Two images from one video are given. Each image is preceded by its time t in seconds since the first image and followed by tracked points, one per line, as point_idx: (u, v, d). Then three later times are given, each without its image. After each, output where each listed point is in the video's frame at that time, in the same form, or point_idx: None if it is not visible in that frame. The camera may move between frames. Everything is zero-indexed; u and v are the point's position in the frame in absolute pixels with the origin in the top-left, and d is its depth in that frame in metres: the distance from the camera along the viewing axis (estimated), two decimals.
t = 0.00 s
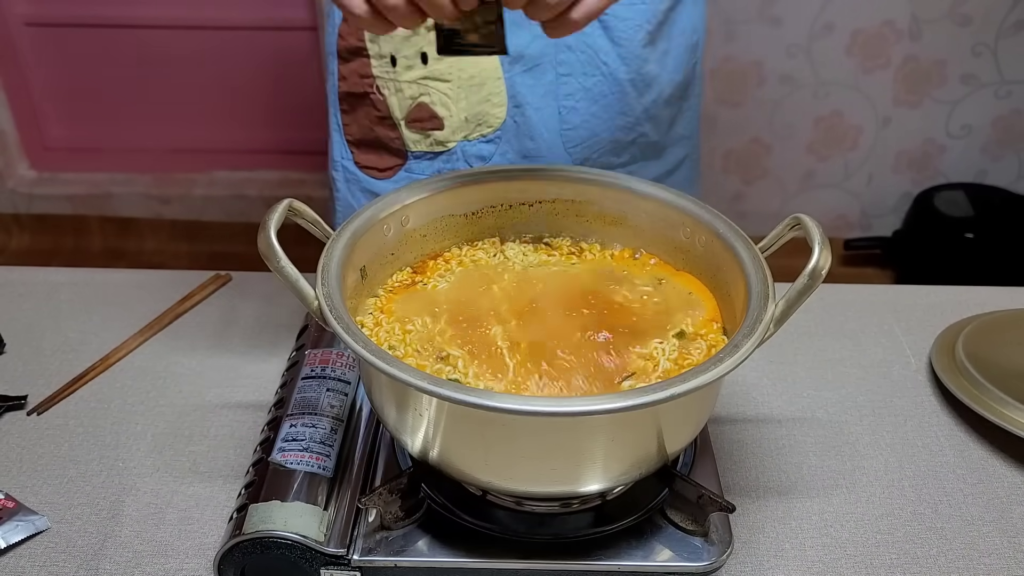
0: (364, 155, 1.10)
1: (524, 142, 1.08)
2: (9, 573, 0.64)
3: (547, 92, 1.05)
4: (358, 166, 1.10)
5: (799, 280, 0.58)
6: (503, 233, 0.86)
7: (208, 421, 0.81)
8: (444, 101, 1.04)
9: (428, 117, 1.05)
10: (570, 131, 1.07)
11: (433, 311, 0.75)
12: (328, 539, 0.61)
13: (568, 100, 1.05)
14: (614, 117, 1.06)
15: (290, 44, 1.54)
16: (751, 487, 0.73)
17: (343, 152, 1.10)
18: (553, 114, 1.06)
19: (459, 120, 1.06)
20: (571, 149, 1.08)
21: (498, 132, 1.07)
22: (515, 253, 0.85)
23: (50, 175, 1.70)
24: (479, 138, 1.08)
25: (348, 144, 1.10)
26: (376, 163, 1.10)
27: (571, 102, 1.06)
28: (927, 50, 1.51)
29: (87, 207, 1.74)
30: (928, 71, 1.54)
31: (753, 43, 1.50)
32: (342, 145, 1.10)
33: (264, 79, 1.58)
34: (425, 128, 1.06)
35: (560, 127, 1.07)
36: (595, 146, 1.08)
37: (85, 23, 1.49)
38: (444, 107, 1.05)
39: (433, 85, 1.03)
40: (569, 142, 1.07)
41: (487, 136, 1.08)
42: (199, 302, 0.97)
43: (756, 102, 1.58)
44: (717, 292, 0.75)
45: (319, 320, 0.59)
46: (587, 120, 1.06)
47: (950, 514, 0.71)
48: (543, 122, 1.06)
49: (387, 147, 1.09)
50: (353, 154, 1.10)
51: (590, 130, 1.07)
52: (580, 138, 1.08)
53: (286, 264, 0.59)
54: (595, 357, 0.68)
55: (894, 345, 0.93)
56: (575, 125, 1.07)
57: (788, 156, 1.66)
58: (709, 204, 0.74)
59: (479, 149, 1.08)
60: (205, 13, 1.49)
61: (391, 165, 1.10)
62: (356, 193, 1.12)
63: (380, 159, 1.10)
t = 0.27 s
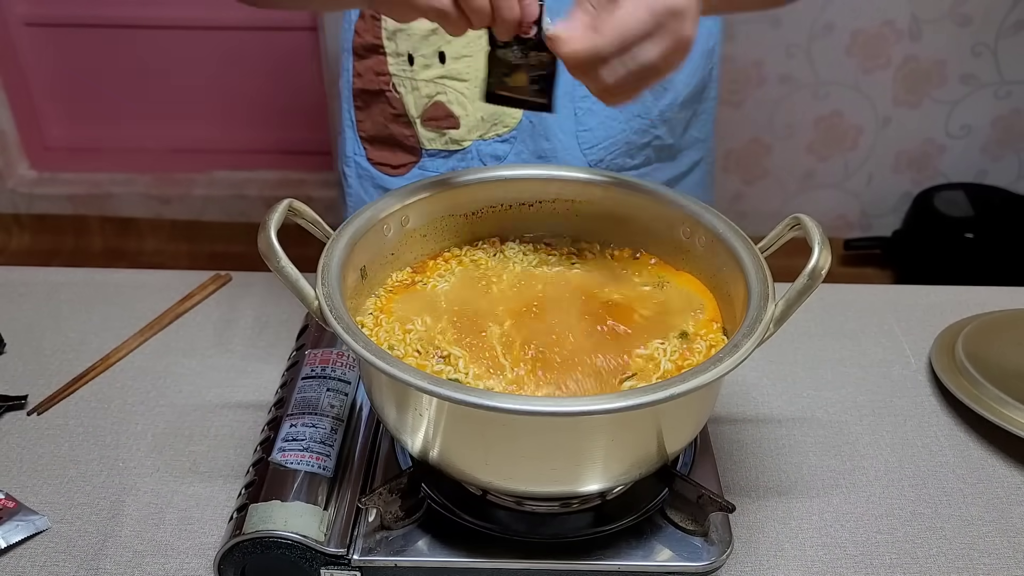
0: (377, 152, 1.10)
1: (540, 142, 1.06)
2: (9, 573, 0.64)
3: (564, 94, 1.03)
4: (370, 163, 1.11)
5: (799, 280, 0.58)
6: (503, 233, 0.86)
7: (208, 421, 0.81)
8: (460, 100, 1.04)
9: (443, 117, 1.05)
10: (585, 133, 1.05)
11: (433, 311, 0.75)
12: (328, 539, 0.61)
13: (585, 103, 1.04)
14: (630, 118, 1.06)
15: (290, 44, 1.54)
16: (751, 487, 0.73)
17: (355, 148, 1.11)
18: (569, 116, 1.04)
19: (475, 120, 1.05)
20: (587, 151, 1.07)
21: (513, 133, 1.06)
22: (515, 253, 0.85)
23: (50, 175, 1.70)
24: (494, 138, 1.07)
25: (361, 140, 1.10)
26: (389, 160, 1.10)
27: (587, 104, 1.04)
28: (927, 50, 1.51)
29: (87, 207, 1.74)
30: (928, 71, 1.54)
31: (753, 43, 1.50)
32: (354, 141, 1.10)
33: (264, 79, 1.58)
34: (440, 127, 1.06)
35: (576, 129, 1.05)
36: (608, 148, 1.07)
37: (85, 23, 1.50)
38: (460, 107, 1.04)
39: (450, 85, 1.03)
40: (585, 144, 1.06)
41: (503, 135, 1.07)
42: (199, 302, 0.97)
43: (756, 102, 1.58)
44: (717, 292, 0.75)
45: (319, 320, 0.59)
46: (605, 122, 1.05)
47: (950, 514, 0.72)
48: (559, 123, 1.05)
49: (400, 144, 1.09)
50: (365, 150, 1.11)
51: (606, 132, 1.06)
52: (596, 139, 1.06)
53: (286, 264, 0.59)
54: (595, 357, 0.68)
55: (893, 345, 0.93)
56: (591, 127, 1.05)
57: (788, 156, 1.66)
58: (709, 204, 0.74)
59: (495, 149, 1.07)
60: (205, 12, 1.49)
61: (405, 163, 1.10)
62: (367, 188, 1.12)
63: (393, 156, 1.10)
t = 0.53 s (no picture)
0: (392, 151, 1.08)
1: (554, 146, 1.05)
2: (9, 573, 0.64)
3: (578, 97, 1.02)
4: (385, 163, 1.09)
5: (799, 280, 0.58)
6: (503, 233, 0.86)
7: (208, 421, 0.81)
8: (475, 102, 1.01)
9: (458, 119, 1.03)
10: (598, 136, 1.05)
11: (433, 311, 0.75)
12: (328, 539, 0.61)
13: (599, 106, 1.03)
14: (644, 124, 1.04)
15: (290, 44, 1.54)
16: (751, 487, 0.73)
17: (370, 146, 1.08)
18: (583, 119, 1.04)
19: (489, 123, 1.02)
20: (600, 154, 1.06)
21: (528, 137, 1.05)
22: (515, 253, 0.85)
23: (50, 175, 1.70)
24: (508, 140, 1.06)
25: (376, 140, 1.07)
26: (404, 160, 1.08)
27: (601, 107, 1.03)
28: (927, 50, 1.51)
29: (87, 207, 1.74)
30: (928, 71, 1.54)
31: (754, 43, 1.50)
32: (370, 140, 1.07)
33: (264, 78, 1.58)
34: (455, 129, 1.04)
35: (589, 132, 1.05)
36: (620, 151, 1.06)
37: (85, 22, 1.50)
38: (475, 109, 1.01)
39: (464, 90, 0.99)
40: (598, 147, 1.06)
41: (516, 138, 1.05)
42: (199, 302, 0.97)
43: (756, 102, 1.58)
44: (717, 292, 0.75)
45: (319, 320, 0.59)
46: (619, 125, 1.04)
47: (950, 514, 0.72)
48: (573, 126, 1.04)
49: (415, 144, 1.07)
50: (381, 150, 1.08)
51: (620, 136, 1.05)
52: (610, 143, 1.06)
53: (286, 264, 0.59)
54: (595, 358, 0.68)
55: (893, 345, 0.93)
56: (604, 130, 1.05)
57: (788, 156, 1.66)
58: (709, 204, 0.74)
59: (509, 152, 1.06)
60: (205, 12, 1.49)
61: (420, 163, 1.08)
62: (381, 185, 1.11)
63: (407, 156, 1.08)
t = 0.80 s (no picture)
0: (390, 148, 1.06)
1: (556, 146, 1.06)
2: (9, 573, 0.64)
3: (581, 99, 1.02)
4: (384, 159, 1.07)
5: (799, 280, 0.58)
6: (503, 233, 0.86)
7: (208, 421, 0.81)
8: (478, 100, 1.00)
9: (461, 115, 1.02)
10: (600, 138, 1.05)
11: (433, 311, 0.75)
12: (328, 539, 0.61)
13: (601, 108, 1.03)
14: (646, 126, 1.04)
15: (290, 44, 1.54)
16: (751, 487, 0.73)
17: (370, 142, 1.06)
18: (585, 123, 1.03)
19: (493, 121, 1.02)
20: (602, 156, 1.06)
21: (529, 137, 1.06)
22: (515, 253, 0.85)
23: (50, 175, 1.70)
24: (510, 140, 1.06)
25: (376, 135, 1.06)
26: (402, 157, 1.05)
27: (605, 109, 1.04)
28: (927, 50, 1.51)
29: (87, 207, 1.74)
30: (927, 71, 1.54)
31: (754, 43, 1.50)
32: (370, 135, 1.06)
33: (264, 78, 1.58)
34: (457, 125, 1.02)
35: (591, 134, 1.04)
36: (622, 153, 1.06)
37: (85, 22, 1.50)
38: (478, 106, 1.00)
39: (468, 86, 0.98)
40: (600, 150, 1.05)
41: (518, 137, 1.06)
42: (199, 302, 0.97)
43: (757, 102, 1.58)
44: (717, 292, 0.75)
45: (319, 320, 0.59)
46: (622, 127, 1.05)
47: (950, 514, 0.72)
48: (575, 128, 1.04)
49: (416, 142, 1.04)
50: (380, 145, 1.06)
51: (622, 139, 1.05)
52: (611, 146, 1.05)
53: (286, 264, 0.59)
54: (596, 358, 0.68)
55: (893, 345, 0.93)
56: (607, 132, 1.05)
57: (788, 156, 1.66)
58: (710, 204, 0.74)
59: (510, 151, 1.07)
60: (205, 12, 1.49)
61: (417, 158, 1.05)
62: (380, 180, 1.09)
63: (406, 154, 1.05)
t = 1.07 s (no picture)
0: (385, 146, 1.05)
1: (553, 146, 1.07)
2: (9, 573, 0.64)
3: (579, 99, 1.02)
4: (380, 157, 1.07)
5: (799, 280, 0.58)
6: (503, 233, 0.86)
7: (208, 421, 0.81)
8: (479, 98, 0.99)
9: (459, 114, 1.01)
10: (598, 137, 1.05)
11: (433, 311, 0.75)
12: (328, 539, 0.61)
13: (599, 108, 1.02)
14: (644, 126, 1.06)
15: (290, 43, 1.54)
16: (751, 487, 0.73)
17: (366, 140, 1.06)
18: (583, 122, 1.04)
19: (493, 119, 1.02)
20: (599, 154, 1.07)
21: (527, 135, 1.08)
22: (515, 253, 0.85)
23: (51, 175, 1.70)
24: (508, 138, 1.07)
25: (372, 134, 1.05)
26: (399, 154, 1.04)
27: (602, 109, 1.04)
28: (927, 50, 1.51)
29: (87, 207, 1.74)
30: (928, 71, 1.54)
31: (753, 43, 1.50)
32: (365, 133, 1.05)
33: (263, 78, 1.58)
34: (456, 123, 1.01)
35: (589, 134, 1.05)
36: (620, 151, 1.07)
37: (84, 23, 1.49)
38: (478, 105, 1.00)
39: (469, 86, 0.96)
40: (598, 149, 1.06)
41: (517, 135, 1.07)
42: (199, 302, 0.97)
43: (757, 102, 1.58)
44: (717, 292, 0.75)
45: (319, 320, 0.59)
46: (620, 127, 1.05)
47: (950, 514, 0.72)
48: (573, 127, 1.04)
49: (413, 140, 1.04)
50: (376, 143, 1.06)
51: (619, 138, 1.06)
52: (609, 145, 1.06)
53: (286, 264, 0.59)
54: (595, 358, 0.68)
55: (894, 345, 0.93)
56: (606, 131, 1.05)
57: (788, 156, 1.66)
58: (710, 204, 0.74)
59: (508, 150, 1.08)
60: (205, 12, 1.49)
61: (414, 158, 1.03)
62: (376, 178, 1.09)
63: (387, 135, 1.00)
